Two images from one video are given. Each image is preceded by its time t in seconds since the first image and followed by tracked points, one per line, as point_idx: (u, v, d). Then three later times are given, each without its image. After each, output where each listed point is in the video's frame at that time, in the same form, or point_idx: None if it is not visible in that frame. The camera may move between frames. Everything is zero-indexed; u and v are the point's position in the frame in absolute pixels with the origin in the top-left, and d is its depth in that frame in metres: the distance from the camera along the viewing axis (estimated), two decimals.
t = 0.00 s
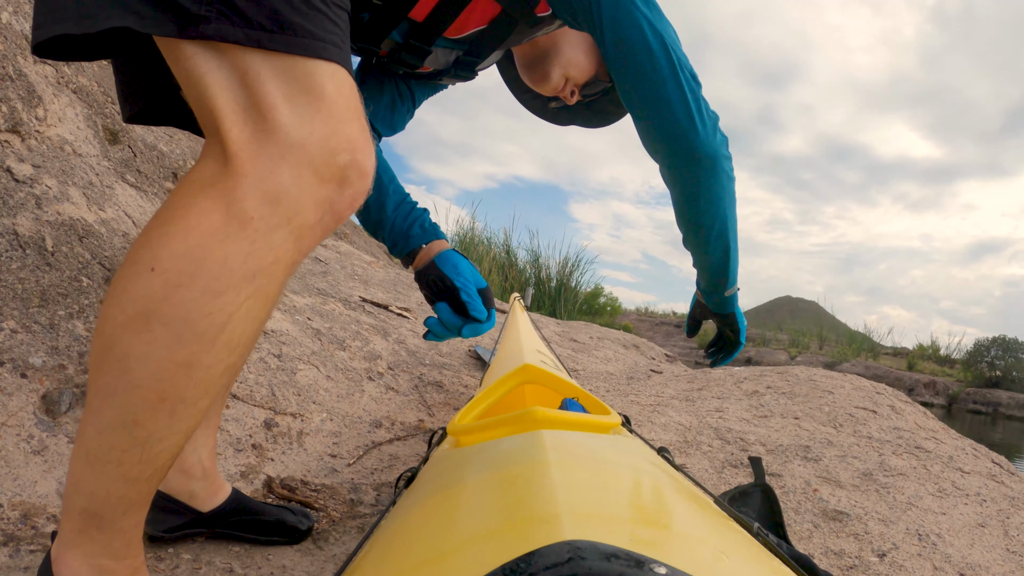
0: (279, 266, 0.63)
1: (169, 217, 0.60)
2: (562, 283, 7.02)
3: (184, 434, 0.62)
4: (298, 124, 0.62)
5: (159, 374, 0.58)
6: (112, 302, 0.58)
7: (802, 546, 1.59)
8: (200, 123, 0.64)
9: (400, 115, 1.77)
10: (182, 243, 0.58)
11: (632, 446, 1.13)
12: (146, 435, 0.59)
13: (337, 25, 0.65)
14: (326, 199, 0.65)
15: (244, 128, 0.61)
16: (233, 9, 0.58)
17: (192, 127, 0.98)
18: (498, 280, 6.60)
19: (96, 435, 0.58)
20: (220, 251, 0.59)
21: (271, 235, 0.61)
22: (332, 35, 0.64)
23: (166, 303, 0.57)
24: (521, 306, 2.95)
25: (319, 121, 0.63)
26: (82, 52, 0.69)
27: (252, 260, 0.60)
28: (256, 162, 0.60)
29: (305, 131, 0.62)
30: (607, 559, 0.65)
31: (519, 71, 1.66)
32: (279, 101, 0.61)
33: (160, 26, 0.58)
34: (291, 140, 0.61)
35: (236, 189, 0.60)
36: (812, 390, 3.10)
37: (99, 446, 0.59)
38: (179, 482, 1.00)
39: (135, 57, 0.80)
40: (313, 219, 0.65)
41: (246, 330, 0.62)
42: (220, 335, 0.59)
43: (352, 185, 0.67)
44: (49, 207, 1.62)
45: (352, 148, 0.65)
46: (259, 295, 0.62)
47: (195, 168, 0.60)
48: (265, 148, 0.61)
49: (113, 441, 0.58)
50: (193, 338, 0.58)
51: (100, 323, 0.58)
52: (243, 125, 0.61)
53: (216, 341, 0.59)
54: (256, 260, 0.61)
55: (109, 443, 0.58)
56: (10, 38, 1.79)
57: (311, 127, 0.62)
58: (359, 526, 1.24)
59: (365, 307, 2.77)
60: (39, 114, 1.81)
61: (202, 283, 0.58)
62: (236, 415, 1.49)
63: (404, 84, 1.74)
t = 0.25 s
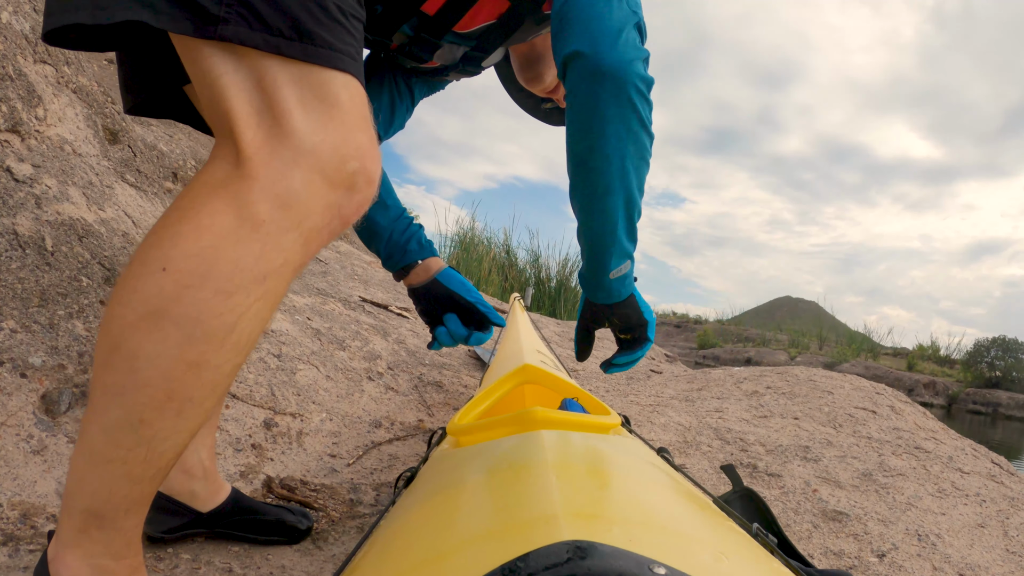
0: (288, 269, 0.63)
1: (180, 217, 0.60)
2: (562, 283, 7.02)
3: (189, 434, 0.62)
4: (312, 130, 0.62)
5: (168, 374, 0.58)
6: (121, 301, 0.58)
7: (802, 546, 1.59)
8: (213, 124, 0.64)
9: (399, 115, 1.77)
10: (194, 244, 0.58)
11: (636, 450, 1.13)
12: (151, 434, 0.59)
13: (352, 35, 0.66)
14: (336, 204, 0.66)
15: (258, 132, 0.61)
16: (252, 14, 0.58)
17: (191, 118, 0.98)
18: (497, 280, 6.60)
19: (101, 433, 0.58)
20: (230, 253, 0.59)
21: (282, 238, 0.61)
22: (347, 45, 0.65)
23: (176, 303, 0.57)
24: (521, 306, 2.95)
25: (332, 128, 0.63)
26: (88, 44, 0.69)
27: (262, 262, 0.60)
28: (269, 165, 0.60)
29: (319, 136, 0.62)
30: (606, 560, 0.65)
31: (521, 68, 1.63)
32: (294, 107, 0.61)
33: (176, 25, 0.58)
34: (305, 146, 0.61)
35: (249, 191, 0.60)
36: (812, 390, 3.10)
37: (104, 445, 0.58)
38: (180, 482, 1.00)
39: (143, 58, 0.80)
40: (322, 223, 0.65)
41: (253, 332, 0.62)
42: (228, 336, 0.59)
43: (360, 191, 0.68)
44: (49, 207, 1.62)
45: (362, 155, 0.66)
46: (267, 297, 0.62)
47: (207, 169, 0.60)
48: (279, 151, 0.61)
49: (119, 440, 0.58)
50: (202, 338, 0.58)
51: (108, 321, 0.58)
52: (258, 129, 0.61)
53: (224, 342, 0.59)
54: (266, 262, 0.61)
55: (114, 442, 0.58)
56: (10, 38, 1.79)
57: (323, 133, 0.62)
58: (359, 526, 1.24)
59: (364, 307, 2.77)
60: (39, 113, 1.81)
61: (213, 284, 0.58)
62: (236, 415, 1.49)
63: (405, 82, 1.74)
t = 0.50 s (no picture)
0: (290, 266, 0.63)
1: (183, 214, 0.60)
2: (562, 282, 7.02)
3: (191, 431, 0.62)
4: (314, 129, 0.62)
5: (171, 370, 0.58)
6: (123, 297, 0.58)
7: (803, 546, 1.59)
8: (216, 122, 0.64)
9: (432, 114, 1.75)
10: (197, 240, 0.58)
11: (636, 448, 1.13)
12: (154, 430, 0.59)
13: (358, 39, 0.66)
14: (337, 202, 0.66)
15: (261, 130, 0.61)
16: (258, 15, 0.58)
17: (196, 114, 0.97)
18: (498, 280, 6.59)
19: (104, 430, 0.58)
20: (233, 250, 0.59)
21: (284, 235, 0.62)
22: (353, 48, 0.65)
23: (179, 300, 0.57)
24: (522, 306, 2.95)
25: (334, 127, 0.63)
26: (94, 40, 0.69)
27: (265, 259, 0.61)
28: (272, 163, 0.61)
29: (321, 135, 0.62)
30: (608, 559, 0.65)
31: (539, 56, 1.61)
32: (297, 106, 0.62)
33: (181, 21, 0.57)
34: (308, 144, 0.62)
35: (252, 188, 0.60)
36: (813, 390, 3.10)
37: (107, 442, 0.58)
38: (183, 480, 1.00)
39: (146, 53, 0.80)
40: (324, 221, 0.65)
41: (254, 329, 0.62)
42: (230, 333, 0.60)
43: (361, 189, 0.68)
44: (50, 206, 1.62)
45: (363, 155, 0.66)
46: (269, 294, 0.62)
47: (210, 166, 0.60)
48: (282, 150, 0.61)
49: (121, 436, 0.58)
50: (204, 335, 0.58)
51: (110, 317, 0.58)
52: (261, 127, 0.61)
53: (227, 338, 0.59)
54: (268, 259, 0.61)
55: (117, 439, 0.58)
56: (11, 37, 1.79)
57: (325, 133, 0.63)
58: (360, 525, 1.24)
59: (365, 306, 2.77)
60: (40, 112, 1.81)
61: (216, 281, 0.58)
62: (237, 413, 1.49)
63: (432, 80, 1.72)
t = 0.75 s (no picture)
0: (287, 262, 0.63)
1: (178, 211, 0.60)
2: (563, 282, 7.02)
3: (190, 428, 0.62)
4: (306, 121, 0.62)
5: (167, 367, 0.58)
6: (121, 295, 0.58)
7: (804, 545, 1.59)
8: (211, 120, 0.64)
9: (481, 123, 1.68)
10: (191, 236, 0.58)
11: (638, 447, 1.12)
12: (152, 428, 0.59)
13: (346, 27, 0.66)
14: (334, 196, 0.65)
15: (254, 125, 0.61)
16: (244, 11, 0.58)
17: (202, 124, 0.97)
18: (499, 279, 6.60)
19: (102, 428, 0.58)
20: (228, 245, 0.59)
21: (280, 230, 0.61)
22: (341, 37, 0.64)
23: (175, 296, 0.57)
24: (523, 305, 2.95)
25: (327, 120, 0.63)
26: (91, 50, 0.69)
27: (260, 254, 0.60)
28: (266, 158, 0.60)
29: (314, 128, 0.62)
30: (609, 558, 0.65)
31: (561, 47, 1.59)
32: (289, 100, 0.61)
33: (170, 25, 0.58)
34: (300, 137, 0.61)
35: (246, 184, 0.60)
36: (814, 389, 3.10)
37: (106, 440, 0.59)
38: (183, 480, 1.00)
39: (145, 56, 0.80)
40: (321, 215, 0.65)
41: (252, 326, 0.62)
42: (226, 329, 0.59)
43: (358, 182, 0.67)
44: (51, 205, 1.62)
45: (359, 147, 0.66)
46: (267, 289, 0.62)
47: (205, 163, 0.60)
48: (275, 144, 0.61)
49: (120, 434, 0.58)
50: (201, 331, 0.58)
51: (108, 315, 0.58)
52: (253, 122, 0.61)
53: (223, 335, 0.59)
54: (264, 254, 0.61)
55: (115, 437, 0.58)
56: (12, 36, 1.79)
57: (319, 125, 0.62)
58: (362, 525, 1.24)
59: (366, 305, 2.77)
60: (41, 112, 1.81)
61: (211, 276, 0.58)
62: (238, 413, 1.49)
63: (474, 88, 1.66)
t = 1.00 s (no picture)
0: (281, 260, 0.63)
1: (171, 211, 0.60)
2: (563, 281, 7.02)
3: (187, 428, 0.62)
4: (296, 119, 0.62)
5: (162, 366, 0.58)
6: (115, 295, 0.58)
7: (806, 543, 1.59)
8: (203, 121, 0.64)
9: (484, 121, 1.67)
10: (184, 235, 0.58)
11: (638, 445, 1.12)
12: (148, 428, 0.59)
13: (334, 23, 0.65)
14: (327, 192, 0.65)
15: (244, 124, 0.61)
16: (231, 13, 0.58)
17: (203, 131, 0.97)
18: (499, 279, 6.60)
19: (99, 429, 0.58)
20: (221, 243, 0.59)
21: (273, 228, 0.61)
22: (330, 33, 0.64)
23: (168, 295, 0.57)
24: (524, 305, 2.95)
25: (317, 117, 0.63)
26: (87, 61, 0.69)
27: (254, 252, 0.60)
28: (257, 156, 0.61)
29: (304, 125, 0.62)
30: (611, 558, 0.65)
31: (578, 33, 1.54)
32: (279, 98, 0.61)
33: (160, 31, 0.58)
34: (291, 135, 0.61)
35: (238, 182, 0.60)
36: (815, 388, 3.10)
37: (102, 441, 0.59)
38: (183, 480, 1.00)
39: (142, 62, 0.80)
40: (315, 213, 0.65)
41: (247, 324, 0.62)
42: (221, 328, 0.59)
43: (351, 178, 0.67)
44: (52, 205, 1.62)
45: (351, 143, 0.65)
46: (261, 288, 0.62)
47: (197, 163, 0.60)
48: (266, 143, 0.61)
49: (116, 434, 0.58)
50: (195, 330, 0.58)
51: (104, 316, 0.58)
52: (244, 121, 0.61)
53: (218, 334, 0.59)
54: (257, 252, 0.61)
55: (112, 438, 0.58)
56: (12, 36, 1.79)
57: (310, 121, 0.62)
58: (364, 524, 1.24)
59: (367, 305, 2.77)
60: (42, 112, 1.81)
61: (204, 275, 0.58)
62: (239, 412, 1.49)
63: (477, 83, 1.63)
